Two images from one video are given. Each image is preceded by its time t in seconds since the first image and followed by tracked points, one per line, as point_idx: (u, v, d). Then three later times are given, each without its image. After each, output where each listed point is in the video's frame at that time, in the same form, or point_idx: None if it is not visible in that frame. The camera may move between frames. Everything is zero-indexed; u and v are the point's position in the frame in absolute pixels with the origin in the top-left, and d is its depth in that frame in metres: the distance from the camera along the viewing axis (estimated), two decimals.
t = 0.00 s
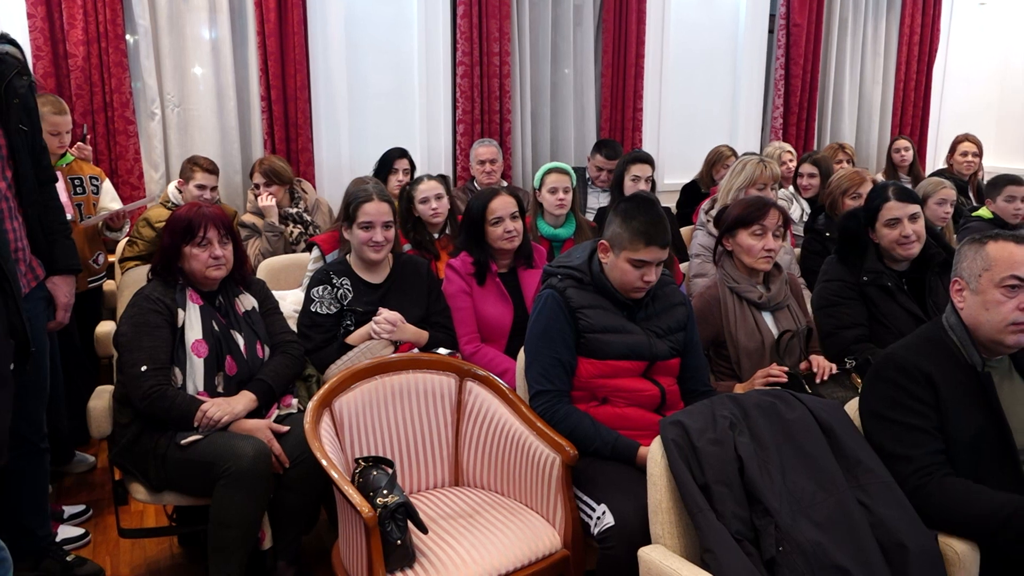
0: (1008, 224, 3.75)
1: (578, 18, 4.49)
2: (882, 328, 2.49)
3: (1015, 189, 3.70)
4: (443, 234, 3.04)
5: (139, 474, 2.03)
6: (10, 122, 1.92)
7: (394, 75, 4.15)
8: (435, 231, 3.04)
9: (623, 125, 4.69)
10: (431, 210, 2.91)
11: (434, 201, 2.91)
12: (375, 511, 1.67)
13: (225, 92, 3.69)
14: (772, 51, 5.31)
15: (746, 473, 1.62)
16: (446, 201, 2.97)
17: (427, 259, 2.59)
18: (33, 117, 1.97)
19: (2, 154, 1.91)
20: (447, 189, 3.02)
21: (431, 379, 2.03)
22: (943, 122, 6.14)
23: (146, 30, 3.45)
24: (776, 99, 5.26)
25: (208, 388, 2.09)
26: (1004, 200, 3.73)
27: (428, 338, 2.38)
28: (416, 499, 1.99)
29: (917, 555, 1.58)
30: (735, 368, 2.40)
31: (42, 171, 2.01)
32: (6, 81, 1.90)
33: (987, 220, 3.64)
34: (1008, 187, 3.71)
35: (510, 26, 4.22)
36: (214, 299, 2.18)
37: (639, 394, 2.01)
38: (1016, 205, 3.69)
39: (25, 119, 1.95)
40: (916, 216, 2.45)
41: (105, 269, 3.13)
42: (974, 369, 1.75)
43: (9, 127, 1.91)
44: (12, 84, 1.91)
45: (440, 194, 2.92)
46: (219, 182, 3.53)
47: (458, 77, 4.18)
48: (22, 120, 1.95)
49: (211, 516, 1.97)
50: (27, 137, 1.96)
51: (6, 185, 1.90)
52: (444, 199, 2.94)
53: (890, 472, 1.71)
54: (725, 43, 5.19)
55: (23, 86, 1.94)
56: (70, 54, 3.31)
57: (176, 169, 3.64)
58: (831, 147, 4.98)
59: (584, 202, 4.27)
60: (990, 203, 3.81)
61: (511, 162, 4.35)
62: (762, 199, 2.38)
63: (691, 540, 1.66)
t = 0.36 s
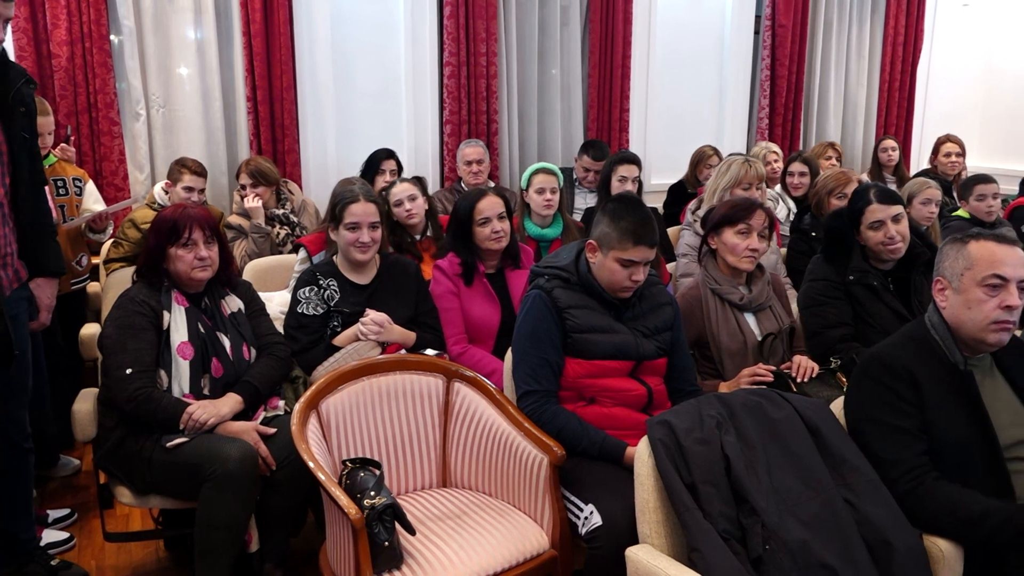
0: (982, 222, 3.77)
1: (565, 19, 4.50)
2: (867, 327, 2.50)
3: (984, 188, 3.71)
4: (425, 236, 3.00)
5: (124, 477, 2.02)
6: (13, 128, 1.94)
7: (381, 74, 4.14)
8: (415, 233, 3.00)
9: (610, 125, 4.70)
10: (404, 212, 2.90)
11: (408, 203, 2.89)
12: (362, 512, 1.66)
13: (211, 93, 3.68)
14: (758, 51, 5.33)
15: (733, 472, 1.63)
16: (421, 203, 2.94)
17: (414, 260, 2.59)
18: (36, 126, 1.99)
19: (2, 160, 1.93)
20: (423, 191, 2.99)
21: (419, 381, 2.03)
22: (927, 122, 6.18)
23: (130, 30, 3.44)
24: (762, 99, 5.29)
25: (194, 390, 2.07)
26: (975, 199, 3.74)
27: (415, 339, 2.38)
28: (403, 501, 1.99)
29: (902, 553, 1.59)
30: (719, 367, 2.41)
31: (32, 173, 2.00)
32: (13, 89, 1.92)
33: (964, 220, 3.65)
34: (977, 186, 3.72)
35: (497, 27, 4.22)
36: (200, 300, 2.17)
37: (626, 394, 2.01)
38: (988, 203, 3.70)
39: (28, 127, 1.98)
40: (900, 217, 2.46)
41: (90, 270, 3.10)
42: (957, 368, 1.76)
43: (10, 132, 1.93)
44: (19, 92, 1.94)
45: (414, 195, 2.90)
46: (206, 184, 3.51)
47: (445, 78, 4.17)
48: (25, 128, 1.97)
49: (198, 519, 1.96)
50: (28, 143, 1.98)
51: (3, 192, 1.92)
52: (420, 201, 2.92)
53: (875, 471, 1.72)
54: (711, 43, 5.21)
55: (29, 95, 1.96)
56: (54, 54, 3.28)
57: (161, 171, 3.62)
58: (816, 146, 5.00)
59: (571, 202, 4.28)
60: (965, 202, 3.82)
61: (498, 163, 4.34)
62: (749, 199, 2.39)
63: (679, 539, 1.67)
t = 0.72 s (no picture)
0: (947, 222, 3.82)
1: (540, 21, 4.50)
2: (840, 326, 2.52)
3: (946, 188, 3.78)
4: (398, 239, 2.99)
5: (97, 483, 2.00)
6: None
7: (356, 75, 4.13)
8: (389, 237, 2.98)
9: (587, 127, 4.72)
10: (375, 217, 2.88)
11: (379, 207, 2.88)
12: (339, 516, 1.65)
13: (184, 94, 3.64)
14: (732, 53, 5.38)
15: (709, 471, 1.64)
16: (391, 208, 2.92)
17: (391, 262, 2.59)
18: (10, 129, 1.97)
19: None
20: (393, 196, 2.97)
21: (396, 383, 2.02)
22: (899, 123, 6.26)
23: (102, 32, 3.40)
24: (737, 101, 5.33)
25: (168, 395, 2.05)
26: (938, 199, 3.80)
27: (391, 342, 2.38)
28: (381, 504, 1.98)
29: (877, 550, 1.60)
30: (695, 368, 2.42)
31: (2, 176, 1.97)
32: None
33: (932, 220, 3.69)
34: (939, 187, 3.79)
35: (473, 28, 4.22)
36: (174, 304, 2.15)
37: (603, 395, 2.01)
38: (951, 204, 3.75)
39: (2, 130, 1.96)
40: (872, 217, 2.49)
41: (61, 274, 3.07)
42: (929, 368, 1.78)
43: None
44: None
45: (384, 200, 2.89)
46: (184, 188, 3.48)
47: (421, 80, 4.16)
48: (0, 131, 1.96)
49: (173, 525, 1.94)
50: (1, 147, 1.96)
51: None
52: (389, 205, 2.90)
53: (850, 470, 1.73)
54: (687, 45, 5.24)
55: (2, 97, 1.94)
56: (23, 55, 3.24)
57: (135, 173, 3.59)
58: (791, 147, 5.03)
59: (548, 204, 4.29)
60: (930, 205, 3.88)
61: (475, 164, 4.34)
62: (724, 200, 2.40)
63: (656, 539, 1.67)
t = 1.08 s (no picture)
0: (910, 222, 3.88)
1: (511, 24, 4.51)
2: (808, 325, 2.55)
3: (908, 190, 3.85)
4: (368, 244, 2.97)
5: (63, 493, 1.96)
6: None
7: (325, 78, 4.10)
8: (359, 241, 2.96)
9: (557, 129, 4.74)
10: (344, 223, 2.86)
11: (348, 213, 2.85)
12: (311, 522, 1.64)
13: (150, 97, 3.60)
14: (701, 56, 5.43)
15: (680, 471, 1.65)
16: (361, 213, 2.90)
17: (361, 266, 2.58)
18: None
19: None
20: (362, 200, 2.95)
21: (367, 388, 2.01)
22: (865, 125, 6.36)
23: (65, 34, 3.34)
24: (706, 103, 5.38)
25: (135, 403, 2.02)
26: (901, 200, 3.86)
27: (363, 346, 2.36)
28: (353, 509, 1.96)
29: (845, 547, 1.62)
30: (667, 369, 2.43)
31: None
32: None
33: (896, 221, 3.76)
34: (901, 188, 3.86)
35: (444, 31, 4.22)
36: (140, 310, 2.12)
37: (576, 397, 2.02)
38: (913, 205, 3.81)
39: None
40: (840, 217, 2.53)
41: (25, 281, 3.03)
42: (897, 367, 1.80)
43: None
44: None
45: (354, 205, 2.86)
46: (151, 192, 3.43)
47: (391, 82, 4.15)
48: None
49: (141, 534, 1.91)
50: None
51: None
52: (359, 210, 2.88)
53: (819, 468, 1.75)
54: (656, 48, 5.28)
55: None
56: None
57: (100, 178, 3.53)
58: (760, 149, 5.08)
59: (519, 206, 4.29)
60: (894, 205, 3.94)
61: (445, 167, 4.34)
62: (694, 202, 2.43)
63: (628, 539, 1.67)
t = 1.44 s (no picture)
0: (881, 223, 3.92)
1: (485, 27, 4.52)
2: (781, 326, 2.57)
3: (881, 191, 3.89)
4: (342, 247, 2.96)
5: (33, 502, 1.93)
6: None
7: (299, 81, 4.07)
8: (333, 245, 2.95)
9: (532, 132, 4.75)
10: (319, 227, 2.84)
11: (323, 218, 2.84)
12: (286, 528, 1.62)
13: (120, 100, 3.56)
14: (674, 60, 5.48)
15: (656, 471, 1.66)
16: (336, 218, 2.89)
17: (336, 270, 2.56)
18: None
19: None
20: (337, 204, 2.94)
21: (342, 392, 2.00)
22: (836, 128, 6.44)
23: (33, 37, 3.29)
24: (680, 106, 5.42)
25: (106, 410, 1.99)
26: (874, 201, 3.91)
27: (338, 351, 2.35)
28: (328, 515, 1.95)
29: (818, 545, 1.64)
30: (643, 370, 2.45)
31: None
32: None
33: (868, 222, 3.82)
34: (874, 189, 3.89)
35: (417, 34, 4.22)
36: (111, 316, 2.09)
37: (552, 399, 2.02)
38: (885, 206, 3.86)
39: None
40: (813, 220, 2.56)
41: None
42: (869, 365, 1.83)
43: None
44: None
45: (328, 210, 2.85)
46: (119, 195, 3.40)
47: (365, 86, 4.14)
48: None
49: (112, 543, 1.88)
50: None
51: None
52: (334, 215, 2.87)
53: (793, 468, 1.77)
54: (630, 51, 5.30)
55: None
56: None
57: (69, 182, 3.48)
58: (734, 151, 5.13)
59: (495, 209, 4.30)
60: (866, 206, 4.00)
61: (420, 170, 4.33)
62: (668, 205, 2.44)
63: (605, 541, 1.68)
